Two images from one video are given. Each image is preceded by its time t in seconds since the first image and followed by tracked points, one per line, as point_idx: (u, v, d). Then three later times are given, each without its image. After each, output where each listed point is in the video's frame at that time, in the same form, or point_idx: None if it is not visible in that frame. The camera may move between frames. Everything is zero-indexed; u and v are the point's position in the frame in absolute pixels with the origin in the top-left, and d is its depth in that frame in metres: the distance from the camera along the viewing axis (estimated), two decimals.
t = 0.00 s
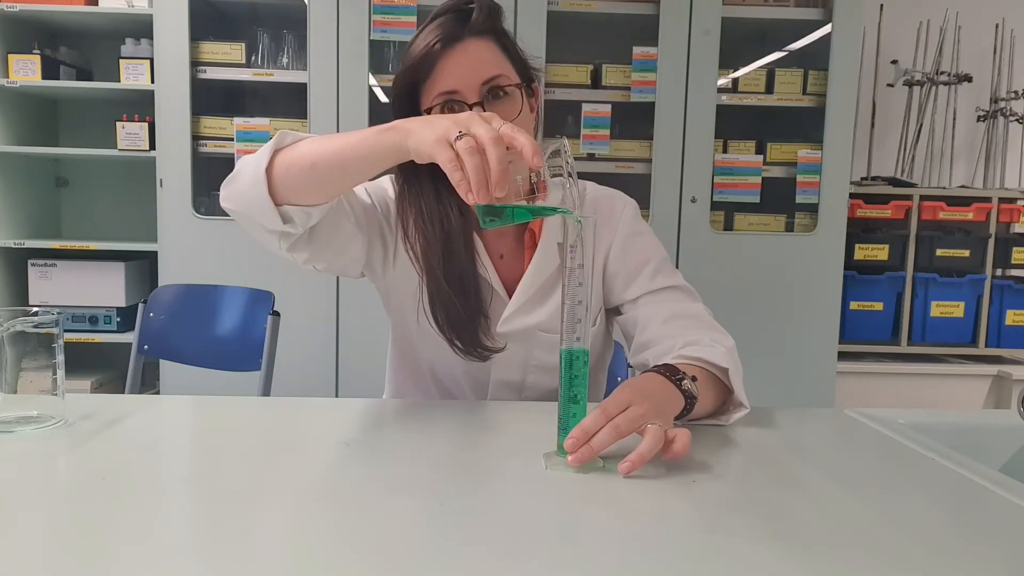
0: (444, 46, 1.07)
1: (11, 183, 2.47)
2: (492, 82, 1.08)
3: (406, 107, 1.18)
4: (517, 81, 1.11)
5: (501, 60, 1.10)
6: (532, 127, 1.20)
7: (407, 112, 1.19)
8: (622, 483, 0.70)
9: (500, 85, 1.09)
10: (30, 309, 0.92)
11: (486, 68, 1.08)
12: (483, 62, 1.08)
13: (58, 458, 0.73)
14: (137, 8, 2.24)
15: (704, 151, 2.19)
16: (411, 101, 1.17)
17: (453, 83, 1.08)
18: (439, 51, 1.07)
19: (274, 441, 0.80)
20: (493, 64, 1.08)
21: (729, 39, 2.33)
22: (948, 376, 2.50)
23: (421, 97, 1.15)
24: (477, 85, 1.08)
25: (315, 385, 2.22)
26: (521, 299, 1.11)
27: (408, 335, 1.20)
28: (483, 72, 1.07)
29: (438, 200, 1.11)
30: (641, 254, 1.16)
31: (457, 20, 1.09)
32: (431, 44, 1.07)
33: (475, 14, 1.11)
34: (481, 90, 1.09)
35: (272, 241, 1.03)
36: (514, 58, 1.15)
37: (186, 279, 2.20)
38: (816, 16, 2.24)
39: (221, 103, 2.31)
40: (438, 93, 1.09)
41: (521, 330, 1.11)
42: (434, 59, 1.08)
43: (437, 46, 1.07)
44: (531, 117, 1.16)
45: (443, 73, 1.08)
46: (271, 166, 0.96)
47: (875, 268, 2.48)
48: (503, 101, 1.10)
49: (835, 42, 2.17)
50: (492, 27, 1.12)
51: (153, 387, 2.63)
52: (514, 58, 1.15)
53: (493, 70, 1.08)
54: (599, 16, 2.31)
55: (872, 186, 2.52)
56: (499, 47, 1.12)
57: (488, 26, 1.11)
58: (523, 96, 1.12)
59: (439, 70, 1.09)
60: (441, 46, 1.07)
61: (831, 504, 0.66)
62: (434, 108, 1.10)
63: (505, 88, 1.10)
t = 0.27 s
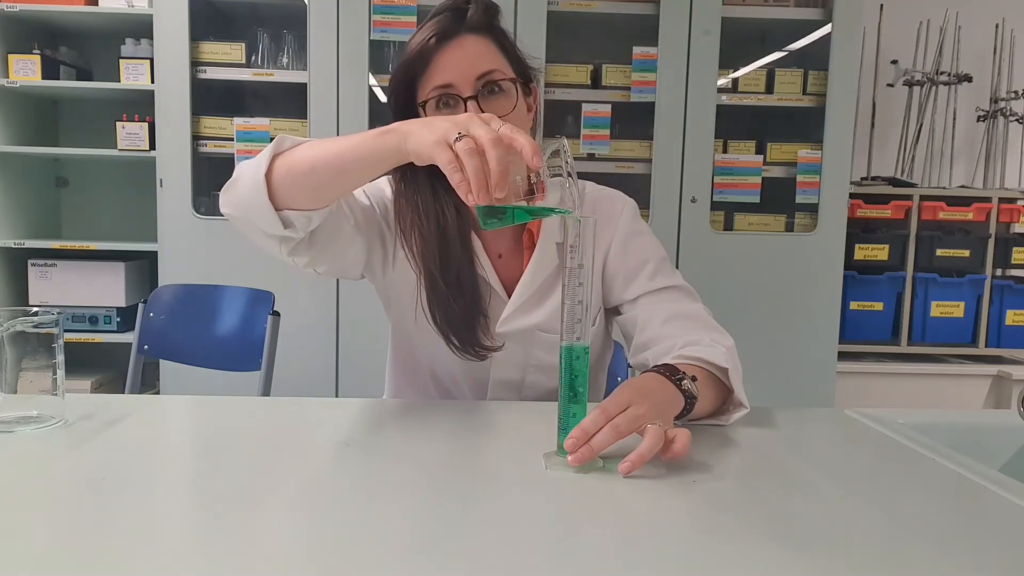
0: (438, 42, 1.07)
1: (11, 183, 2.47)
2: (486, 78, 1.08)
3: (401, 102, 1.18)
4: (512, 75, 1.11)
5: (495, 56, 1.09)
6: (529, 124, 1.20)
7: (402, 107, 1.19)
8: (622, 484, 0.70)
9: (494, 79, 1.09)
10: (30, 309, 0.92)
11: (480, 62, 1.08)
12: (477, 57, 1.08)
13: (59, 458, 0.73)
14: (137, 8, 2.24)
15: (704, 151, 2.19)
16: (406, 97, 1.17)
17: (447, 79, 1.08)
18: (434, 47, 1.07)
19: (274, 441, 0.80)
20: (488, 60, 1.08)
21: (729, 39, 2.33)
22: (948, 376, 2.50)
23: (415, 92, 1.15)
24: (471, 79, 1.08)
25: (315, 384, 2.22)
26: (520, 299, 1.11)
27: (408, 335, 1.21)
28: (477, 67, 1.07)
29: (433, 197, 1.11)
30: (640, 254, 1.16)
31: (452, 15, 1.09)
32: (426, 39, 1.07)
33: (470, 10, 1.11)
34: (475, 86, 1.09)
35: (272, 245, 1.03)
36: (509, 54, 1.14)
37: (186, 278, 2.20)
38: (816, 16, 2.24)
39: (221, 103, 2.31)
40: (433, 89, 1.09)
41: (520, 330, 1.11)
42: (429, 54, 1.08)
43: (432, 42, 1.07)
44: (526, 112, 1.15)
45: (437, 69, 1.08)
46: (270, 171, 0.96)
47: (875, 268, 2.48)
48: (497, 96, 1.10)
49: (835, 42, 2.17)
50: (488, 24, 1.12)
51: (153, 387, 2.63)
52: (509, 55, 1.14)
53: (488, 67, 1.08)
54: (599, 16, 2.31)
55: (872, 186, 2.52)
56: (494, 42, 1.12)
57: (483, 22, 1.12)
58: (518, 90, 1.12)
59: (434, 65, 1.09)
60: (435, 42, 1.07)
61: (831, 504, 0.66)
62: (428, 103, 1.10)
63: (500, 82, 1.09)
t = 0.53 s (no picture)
0: (439, 32, 1.09)
1: (11, 183, 2.47)
2: (484, 67, 1.07)
3: (403, 99, 1.18)
4: (512, 70, 1.10)
5: (494, 48, 1.10)
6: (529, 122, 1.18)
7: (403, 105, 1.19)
8: (622, 484, 0.70)
9: (493, 72, 1.08)
10: (30, 309, 0.92)
11: (479, 53, 1.08)
12: (476, 47, 1.08)
13: (59, 458, 0.73)
14: (137, 8, 2.24)
15: (704, 151, 2.19)
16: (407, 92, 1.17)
17: (445, 67, 1.07)
18: (434, 38, 1.08)
19: (273, 440, 0.80)
20: (487, 52, 1.08)
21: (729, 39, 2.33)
22: (948, 376, 2.50)
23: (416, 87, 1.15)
24: (469, 69, 1.07)
25: (315, 384, 2.22)
26: (517, 298, 1.11)
27: (407, 336, 1.21)
28: (476, 58, 1.07)
29: (432, 192, 1.13)
30: (639, 254, 1.16)
31: (453, 10, 1.11)
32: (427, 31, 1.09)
33: (472, 6, 1.13)
34: (473, 75, 1.07)
35: (277, 258, 1.04)
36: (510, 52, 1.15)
37: (186, 278, 2.19)
38: (816, 16, 2.24)
39: (221, 103, 2.31)
40: (431, 77, 1.09)
41: (518, 329, 1.11)
42: (429, 46, 1.09)
43: (432, 33, 1.09)
44: (525, 106, 1.13)
45: (437, 57, 1.08)
46: (269, 185, 0.96)
47: (875, 268, 2.48)
48: (495, 87, 1.08)
49: (835, 42, 2.17)
50: (490, 21, 1.13)
51: (153, 387, 2.63)
52: (511, 52, 1.15)
53: (487, 57, 1.08)
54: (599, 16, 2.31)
55: (872, 186, 2.52)
56: (495, 37, 1.12)
57: (485, 19, 1.13)
58: (518, 85, 1.10)
59: (434, 57, 1.09)
60: (435, 33, 1.08)
61: (831, 504, 0.66)
62: (426, 90, 1.09)
63: (498, 75, 1.08)
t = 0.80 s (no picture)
0: (448, 36, 1.08)
1: (12, 183, 2.47)
2: (494, 74, 1.08)
3: (408, 100, 1.18)
4: (520, 76, 1.11)
5: (503, 53, 1.10)
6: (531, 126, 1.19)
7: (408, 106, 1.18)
8: (622, 484, 0.70)
9: (502, 79, 1.08)
10: (30, 309, 0.92)
11: (489, 59, 1.08)
12: (487, 53, 1.08)
13: (58, 458, 0.73)
14: (137, 8, 2.24)
15: (704, 151, 2.20)
16: (413, 94, 1.17)
17: (455, 73, 1.07)
18: (444, 40, 1.08)
19: (273, 441, 0.80)
20: (497, 58, 1.08)
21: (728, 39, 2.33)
22: (948, 376, 2.50)
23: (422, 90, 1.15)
24: (479, 75, 1.07)
25: (315, 385, 2.22)
26: (516, 299, 1.11)
27: (408, 338, 1.21)
28: (486, 64, 1.07)
29: (433, 193, 1.13)
30: (639, 254, 1.16)
31: (463, 11, 1.11)
32: (436, 33, 1.08)
33: (480, 9, 1.12)
34: (483, 82, 1.08)
35: (282, 275, 1.03)
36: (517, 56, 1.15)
37: (186, 279, 2.20)
38: (816, 16, 2.24)
39: (221, 103, 2.31)
40: (440, 82, 1.09)
41: (518, 329, 1.11)
42: (438, 49, 1.09)
43: (442, 36, 1.08)
44: (530, 115, 1.14)
45: (445, 62, 1.08)
46: (270, 204, 0.96)
47: (874, 268, 2.48)
48: (504, 94, 1.08)
49: (835, 42, 2.17)
50: (497, 24, 1.13)
51: (153, 387, 2.63)
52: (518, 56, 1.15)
53: (496, 62, 1.08)
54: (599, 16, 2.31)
55: (872, 186, 2.52)
56: (503, 42, 1.12)
57: (493, 22, 1.13)
58: (525, 92, 1.11)
59: (442, 60, 1.09)
60: (445, 36, 1.08)
61: (830, 504, 0.66)
62: (436, 96, 1.09)
63: (507, 82, 1.08)
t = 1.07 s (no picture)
0: (459, 40, 1.09)
1: (11, 183, 2.47)
2: (504, 80, 1.09)
3: (414, 100, 1.17)
4: (528, 83, 1.12)
5: (513, 59, 1.11)
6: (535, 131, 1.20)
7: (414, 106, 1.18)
8: (622, 484, 0.70)
9: (511, 84, 1.09)
10: (30, 309, 0.92)
11: (500, 65, 1.08)
12: (498, 58, 1.09)
13: (58, 459, 0.74)
14: (137, 8, 2.24)
15: (704, 151, 2.20)
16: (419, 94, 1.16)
17: (465, 77, 1.08)
18: (454, 44, 1.08)
19: (274, 441, 0.81)
20: (506, 63, 1.09)
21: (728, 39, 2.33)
22: (948, 376, 2.50)
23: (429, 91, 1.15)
24: (488, 82, 1.08)
25: (315, 384, 2.22)
26: (516, 299, 1.11)
27: (408, 340, 1.21)
28: (496, 69, 1.08)
29: (435, 195, 1.13)
30: (639, 254, 1.16)
31: (472, 15, 1.11)
32: (447, 36, 1.08)
33: (489, 13, 1.13)
34: (493, 87, 1.09)
35: (286, 281, 1.03)
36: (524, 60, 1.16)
37: (186, 279, 2.20)
38: (816, 16, 2.24)
39: (221, 103, 2.31)
40: (450, 85, 1.09)
41: (518, 330, 1.11)
42: (448, 52, 1.09)
43: (452, 39, 1.09)
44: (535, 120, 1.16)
45: (455, 65, 1.09)
46: (273, 210, 0.96)
47: (874, 268, 2.49)
48: (513, 100, 1.10)
49: (835, 43, 2.17)
50: (505, 27, 1.14)
51: (153, 387, 2.63)
52: (524, 61, 1.16)
53: (505, 68, 1.09)
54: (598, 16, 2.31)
55: (871, 186, 2.52)
56: (512, 47, 1.13)
57: (502, 26, 1.14)
58: (533, 98, 1.12)
59: (452, 63, 1.09)
60: (456, 39, 1.08)
61: (831, 504, 0.66)
62: (445, 99, 1.09)
63: (515, 89, 1.09)
